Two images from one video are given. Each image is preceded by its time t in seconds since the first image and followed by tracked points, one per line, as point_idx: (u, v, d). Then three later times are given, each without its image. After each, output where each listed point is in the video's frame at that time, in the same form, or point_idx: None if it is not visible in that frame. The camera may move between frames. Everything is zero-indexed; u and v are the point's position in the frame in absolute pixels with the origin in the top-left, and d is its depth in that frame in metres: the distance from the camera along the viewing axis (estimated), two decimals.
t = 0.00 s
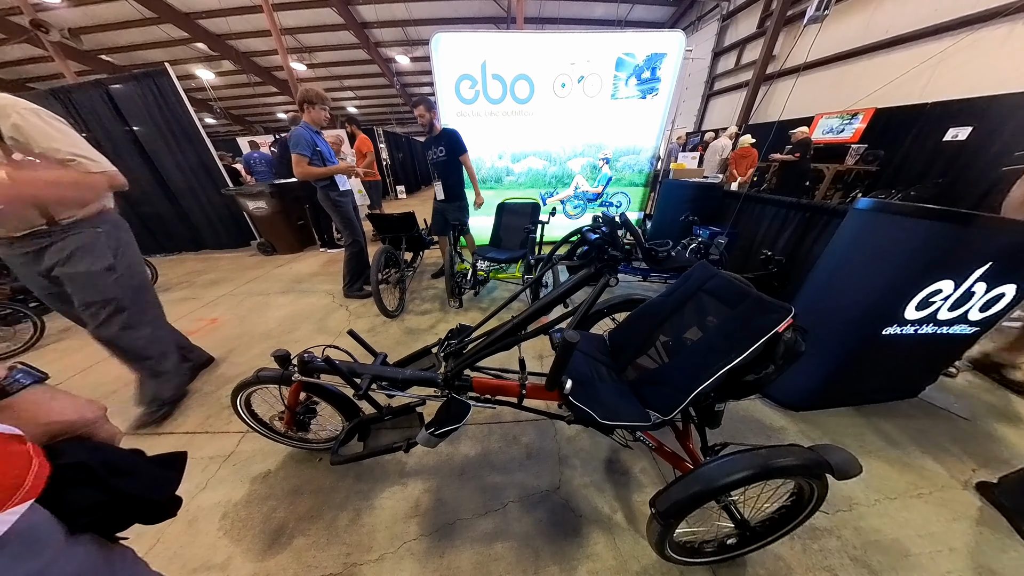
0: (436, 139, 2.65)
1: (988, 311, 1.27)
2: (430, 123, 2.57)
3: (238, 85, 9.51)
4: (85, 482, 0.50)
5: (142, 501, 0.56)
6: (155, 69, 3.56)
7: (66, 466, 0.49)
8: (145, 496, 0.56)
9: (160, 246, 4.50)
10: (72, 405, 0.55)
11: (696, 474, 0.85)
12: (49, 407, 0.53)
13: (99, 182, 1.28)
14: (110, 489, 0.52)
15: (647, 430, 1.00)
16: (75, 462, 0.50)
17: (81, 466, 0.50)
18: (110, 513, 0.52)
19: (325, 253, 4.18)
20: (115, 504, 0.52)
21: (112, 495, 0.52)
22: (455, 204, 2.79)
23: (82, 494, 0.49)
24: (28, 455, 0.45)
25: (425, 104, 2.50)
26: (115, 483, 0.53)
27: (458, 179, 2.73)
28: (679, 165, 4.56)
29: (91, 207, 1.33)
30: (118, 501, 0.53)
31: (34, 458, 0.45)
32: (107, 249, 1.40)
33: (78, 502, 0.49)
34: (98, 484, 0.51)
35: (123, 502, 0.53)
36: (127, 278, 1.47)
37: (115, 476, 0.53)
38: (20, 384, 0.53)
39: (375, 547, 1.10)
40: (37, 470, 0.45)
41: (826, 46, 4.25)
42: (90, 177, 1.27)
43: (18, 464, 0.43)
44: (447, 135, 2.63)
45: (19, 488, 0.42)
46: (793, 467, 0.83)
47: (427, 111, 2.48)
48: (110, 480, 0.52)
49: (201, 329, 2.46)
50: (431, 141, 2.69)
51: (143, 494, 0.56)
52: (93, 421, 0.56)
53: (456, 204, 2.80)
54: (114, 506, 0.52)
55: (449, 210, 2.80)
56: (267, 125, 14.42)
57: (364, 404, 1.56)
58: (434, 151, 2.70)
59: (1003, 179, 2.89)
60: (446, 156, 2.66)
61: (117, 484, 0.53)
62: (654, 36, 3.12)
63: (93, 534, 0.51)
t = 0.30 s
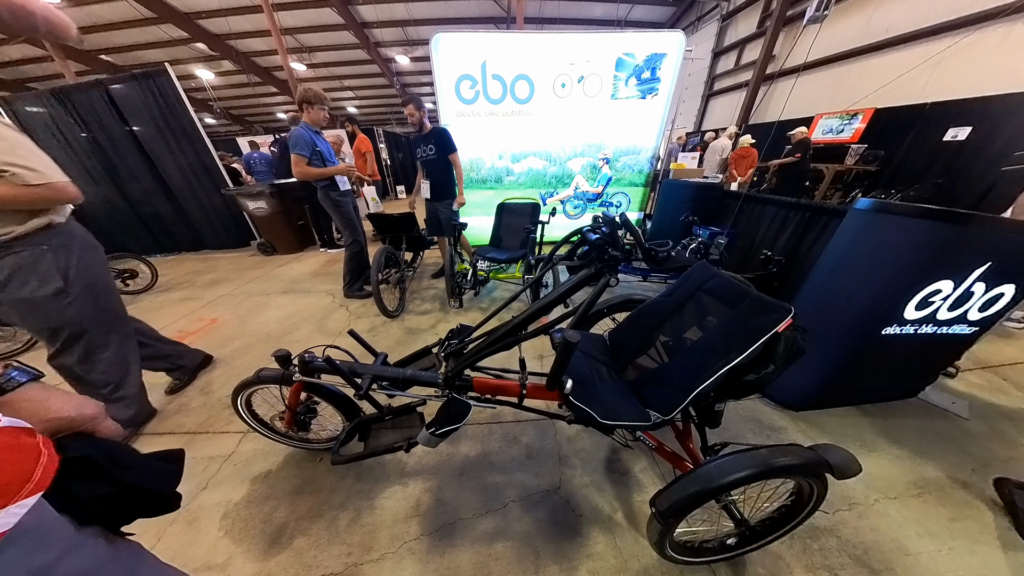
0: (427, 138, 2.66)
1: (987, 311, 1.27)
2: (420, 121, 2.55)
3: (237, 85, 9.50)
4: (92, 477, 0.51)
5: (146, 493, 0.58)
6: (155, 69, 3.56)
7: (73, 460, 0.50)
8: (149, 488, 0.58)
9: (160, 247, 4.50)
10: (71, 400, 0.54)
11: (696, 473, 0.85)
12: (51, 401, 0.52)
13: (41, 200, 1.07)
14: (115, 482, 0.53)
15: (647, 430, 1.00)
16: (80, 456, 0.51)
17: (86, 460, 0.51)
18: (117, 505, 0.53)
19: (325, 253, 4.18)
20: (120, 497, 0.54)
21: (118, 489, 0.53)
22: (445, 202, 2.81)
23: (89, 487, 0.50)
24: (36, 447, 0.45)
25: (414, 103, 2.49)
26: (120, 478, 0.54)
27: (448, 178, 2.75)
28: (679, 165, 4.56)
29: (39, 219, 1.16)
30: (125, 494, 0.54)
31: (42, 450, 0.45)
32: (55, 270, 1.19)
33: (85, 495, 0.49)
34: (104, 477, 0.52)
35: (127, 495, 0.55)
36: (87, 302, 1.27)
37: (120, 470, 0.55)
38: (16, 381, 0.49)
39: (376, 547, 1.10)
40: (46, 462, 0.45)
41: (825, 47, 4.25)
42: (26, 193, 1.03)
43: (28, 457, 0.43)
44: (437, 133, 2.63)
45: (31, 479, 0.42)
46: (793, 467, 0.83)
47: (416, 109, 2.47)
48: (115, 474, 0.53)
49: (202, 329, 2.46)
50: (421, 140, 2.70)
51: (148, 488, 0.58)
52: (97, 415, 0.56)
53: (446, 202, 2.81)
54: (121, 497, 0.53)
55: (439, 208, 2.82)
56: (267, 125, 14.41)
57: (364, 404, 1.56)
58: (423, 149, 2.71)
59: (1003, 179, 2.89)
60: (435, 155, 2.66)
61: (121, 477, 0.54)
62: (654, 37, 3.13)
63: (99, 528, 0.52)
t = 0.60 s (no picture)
0: (421, 137, 2.68)
1: (987, 312, 1.27)
2: (414, 122, 2.56)
3: (238, 85, 9.50)
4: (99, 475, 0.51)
5: (155, 489, 0.57)
6: (156, 69, 3.57)
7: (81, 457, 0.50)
8: (158, 486, 0.58)
9: (161, 247, 4.50)
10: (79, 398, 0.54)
11: (695, 474, 0.85)
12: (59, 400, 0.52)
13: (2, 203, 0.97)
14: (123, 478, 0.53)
15: (646, 430, 1.00)
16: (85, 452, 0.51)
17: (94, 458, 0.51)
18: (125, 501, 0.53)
19: (325, 253, 4.18)
20: (133, 494, 0.53)
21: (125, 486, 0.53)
22: (440, 201, 2.81)
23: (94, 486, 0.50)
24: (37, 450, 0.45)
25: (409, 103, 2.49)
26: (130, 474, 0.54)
27: (442, 178, 2.74)
28: (680, 165, 4.56)
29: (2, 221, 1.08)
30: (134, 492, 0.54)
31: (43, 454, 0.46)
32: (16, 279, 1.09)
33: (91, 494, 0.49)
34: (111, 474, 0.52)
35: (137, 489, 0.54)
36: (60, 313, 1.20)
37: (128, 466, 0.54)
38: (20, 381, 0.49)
39: (376, 547, 1.10)
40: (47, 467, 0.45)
41: (826, 47, 4.25)
42: None
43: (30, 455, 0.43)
44: (431, 132, 2.65)
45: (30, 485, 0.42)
46: (793, 468, 0.83)
47: (411, 110, 2.47)
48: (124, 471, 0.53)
49: (203, 329, 2.47)
50: (416, 139, 2.71)
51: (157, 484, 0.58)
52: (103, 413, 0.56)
53: (440, 201, 2.81)
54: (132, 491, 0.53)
55: (433, 208, 2.82)
56: (268, 125, 14.43)
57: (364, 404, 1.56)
58: (417, 149, 2.71)
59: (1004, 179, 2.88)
60: (429, 153, 2.67)
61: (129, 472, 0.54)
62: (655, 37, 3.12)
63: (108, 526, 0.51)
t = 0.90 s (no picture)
0: (417, 137, 2.68)
1: (989, 312, 1.26)
2: (411, 122, 2.57)
3: (240, 85, 9.51)
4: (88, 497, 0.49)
5: (139, 513, 0.55)
6: (158, 69, 3.58)
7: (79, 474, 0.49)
8: (141, 509, 0.55)
9: (162, 246, 4.51)
10: (76, 409, 0.55)
11: (694, 473, 0.85)
12: (57, 410, 0.52)
13: None
14: (112, 500, 0.51)
15: (645, 430, 1.00)
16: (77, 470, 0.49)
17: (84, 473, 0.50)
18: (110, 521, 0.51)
19: (325, 253, 4.19)
20: (111, 522, 0.51)
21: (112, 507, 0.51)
22: (435, 203, 2.80)
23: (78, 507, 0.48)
24: (19, 474, 0.43)
25: (404, 104, 2.51)
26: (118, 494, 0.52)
27: (440, 178, 2.74)
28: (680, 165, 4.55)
29: None
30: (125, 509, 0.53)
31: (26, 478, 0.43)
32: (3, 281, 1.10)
33: (74, 516, 0.48)
34: (101, 495, 0.50)
35: (120, 514, 0.52)
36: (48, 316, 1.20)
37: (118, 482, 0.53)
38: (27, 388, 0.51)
39: (375, 545, 1.10)
40: (29, 492, 0.43)
41: (827, 47, 4.24)
42: None
43: (12, 487, 0.41)
44: (427, 132, 2.65)
45: (12, 513, 0.40)
46: (791, 467, 0.83)
47: (407, 110, 2.49)
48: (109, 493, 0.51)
49: (204, 329, 2.48)
50: (412, 139, 2.72)
51: (140, 506, 0.55)
52: (97, 425, 0.55)
53: (438, 202, 2.81)
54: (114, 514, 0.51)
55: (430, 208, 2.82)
56: (269, 126, 14.45)
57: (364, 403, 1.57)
58: (414, 149, 2.71)
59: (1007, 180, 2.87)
60: (425, 153, 2.67)
61: (117, 492, 0.52)
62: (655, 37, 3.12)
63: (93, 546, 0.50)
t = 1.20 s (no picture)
0: (418, 137, 2.67)
1: (996, 313, 1.25)
2: (413, 121, 2.55)
3: (243, 86, 9.53)
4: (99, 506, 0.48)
5: (152, 524, 0.53)
6: (161, 69, 3.59)
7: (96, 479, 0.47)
8: (155, 518, 0.53)
9: (165, 246, 4.52)
10: (107, 403, 0.52)
11: (699, 474, 0.85)
12: (82, 408, 0.49)
13: None
14: (122, 508, 0.50)
15: (650, 431, 1.00)
16: (94, 474, 0.47)
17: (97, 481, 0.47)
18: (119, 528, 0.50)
19: (327, 253, 4.19)
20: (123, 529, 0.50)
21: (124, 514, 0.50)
22: (436, 203, 2.79)
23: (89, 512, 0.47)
24: (26, 478, 0.41)
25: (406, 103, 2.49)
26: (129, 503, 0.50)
27: (441, 179, 2.73)
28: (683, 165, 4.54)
29: None
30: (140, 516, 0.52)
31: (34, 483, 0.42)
32: None
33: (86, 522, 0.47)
34: (109, 503, 0.49)
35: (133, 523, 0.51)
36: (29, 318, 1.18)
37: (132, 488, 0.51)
38: (58, 385, 0.48)
39: (379, 545, 1.10)
40: (38, 497, 0.42)
41: (831, 47, 4.23)
42: None
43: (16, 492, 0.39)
44: (429, 132, 2.63)
45: (17, 520, 0.38)
46: (798, 469, 0.83)
47: (408, 110, 2.46)
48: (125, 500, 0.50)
49: (207, 328, 2.48)
50: (414, 139, 2.70)
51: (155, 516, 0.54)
52: (115, 425, 0.51)
53: (438, 202, 2.80)
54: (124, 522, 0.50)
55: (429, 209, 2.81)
56: (272, 126, 14.49)
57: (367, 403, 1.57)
58: (416, 149, 2.72)
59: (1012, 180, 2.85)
60: (426, 153, 2.67)
61: (133, 501, 0.51)
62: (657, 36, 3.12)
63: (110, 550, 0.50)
